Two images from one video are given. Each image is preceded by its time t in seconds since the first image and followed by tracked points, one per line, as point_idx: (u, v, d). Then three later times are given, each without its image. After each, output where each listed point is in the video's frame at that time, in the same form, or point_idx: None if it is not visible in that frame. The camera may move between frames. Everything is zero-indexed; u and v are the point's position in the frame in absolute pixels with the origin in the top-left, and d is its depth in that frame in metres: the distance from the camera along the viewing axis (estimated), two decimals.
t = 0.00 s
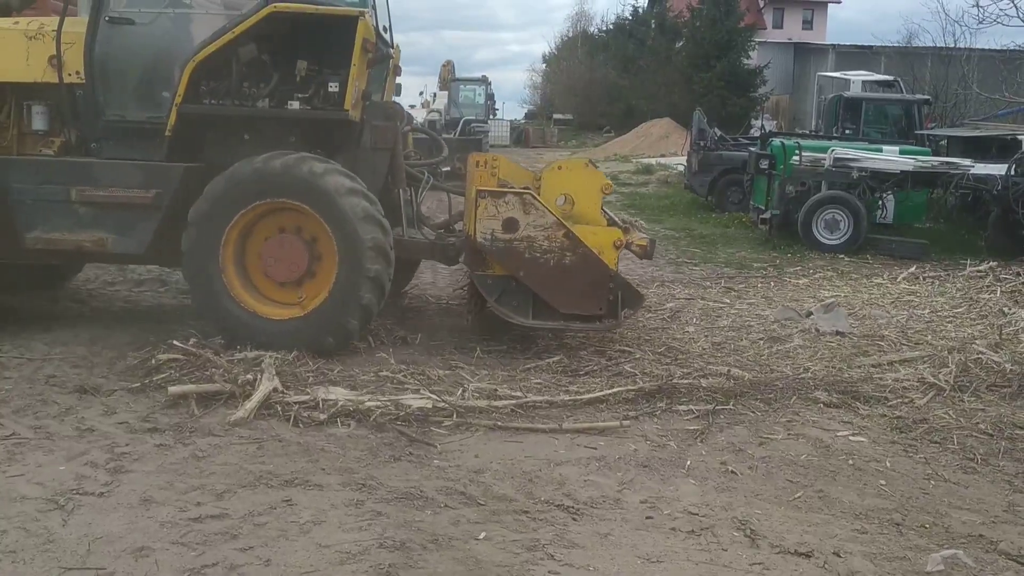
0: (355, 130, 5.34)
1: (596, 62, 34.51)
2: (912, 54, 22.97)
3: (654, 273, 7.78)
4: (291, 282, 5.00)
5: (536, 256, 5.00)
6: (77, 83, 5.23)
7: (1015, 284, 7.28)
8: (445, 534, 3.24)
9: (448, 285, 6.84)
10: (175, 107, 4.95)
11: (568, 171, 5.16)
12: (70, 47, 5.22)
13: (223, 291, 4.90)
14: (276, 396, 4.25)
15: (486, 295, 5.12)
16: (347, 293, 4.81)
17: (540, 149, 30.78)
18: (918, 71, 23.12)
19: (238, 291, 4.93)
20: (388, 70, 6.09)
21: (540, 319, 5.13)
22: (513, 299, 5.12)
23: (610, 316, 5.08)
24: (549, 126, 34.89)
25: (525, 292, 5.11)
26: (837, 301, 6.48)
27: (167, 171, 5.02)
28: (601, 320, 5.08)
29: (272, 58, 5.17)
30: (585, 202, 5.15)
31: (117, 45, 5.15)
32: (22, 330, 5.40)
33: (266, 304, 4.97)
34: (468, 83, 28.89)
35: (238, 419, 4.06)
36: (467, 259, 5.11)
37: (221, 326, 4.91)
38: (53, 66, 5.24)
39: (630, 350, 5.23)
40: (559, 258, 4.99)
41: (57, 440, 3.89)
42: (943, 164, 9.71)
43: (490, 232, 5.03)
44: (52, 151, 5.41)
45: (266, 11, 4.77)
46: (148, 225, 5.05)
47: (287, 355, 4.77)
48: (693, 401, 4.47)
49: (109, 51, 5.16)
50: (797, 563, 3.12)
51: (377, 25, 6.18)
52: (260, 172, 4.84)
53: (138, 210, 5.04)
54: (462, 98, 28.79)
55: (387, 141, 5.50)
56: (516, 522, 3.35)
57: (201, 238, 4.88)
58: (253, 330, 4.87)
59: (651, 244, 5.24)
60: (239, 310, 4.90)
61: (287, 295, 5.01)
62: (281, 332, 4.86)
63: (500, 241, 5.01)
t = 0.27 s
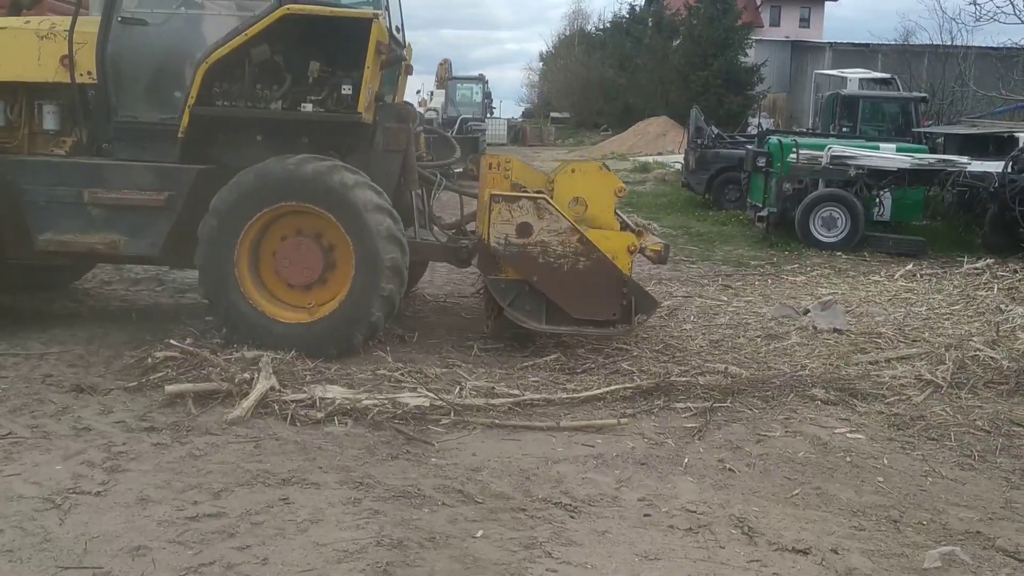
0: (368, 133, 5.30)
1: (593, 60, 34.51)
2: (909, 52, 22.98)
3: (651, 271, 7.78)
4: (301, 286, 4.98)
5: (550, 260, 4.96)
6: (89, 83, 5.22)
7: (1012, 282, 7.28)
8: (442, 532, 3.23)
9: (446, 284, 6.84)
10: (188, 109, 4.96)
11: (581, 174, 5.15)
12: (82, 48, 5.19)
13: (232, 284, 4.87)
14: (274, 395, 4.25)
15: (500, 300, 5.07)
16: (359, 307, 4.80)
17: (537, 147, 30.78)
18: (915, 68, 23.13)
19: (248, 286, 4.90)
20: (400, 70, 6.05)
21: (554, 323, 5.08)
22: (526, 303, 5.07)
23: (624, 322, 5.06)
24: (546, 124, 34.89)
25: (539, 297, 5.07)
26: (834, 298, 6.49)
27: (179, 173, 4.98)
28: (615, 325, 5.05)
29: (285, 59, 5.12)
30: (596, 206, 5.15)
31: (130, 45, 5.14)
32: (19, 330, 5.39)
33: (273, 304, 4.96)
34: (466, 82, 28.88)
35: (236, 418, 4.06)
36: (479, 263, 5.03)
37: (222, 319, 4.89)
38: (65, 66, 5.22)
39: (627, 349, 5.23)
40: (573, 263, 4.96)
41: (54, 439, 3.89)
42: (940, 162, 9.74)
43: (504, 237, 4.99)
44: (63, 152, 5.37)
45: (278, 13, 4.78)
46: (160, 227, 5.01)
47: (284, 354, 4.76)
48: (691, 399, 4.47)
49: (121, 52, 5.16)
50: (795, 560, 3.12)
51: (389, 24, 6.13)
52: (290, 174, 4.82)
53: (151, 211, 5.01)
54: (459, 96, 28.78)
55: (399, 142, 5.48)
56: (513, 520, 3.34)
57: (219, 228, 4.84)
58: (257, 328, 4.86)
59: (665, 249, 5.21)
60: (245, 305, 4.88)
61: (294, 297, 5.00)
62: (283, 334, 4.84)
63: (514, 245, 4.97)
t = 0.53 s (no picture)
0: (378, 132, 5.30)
1: (590, 58, 34.49)
2: (906, 49, 22.99)
3: (648, 269, 7.78)
4: (311, 284, 4.97)
5: (564, 260, 4.95)
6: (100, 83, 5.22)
7: (1009, 278, 7.29)
8: (440, 530, 3.24)
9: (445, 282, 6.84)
10: (200, 109, 4.92)
11: (594, 173, 5.10)
12: (93, 48, 5.22)
13: (243, 272, 4.84)
14: (271, 393, 4.24)
15: (513, 299, 5.07)
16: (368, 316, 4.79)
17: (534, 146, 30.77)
18: (912, 66, 23.14)
19: (260, 277, 4.88)
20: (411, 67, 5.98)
21: (567, 323, 5.07)
22: (538, 303, 5.07)
23: (638, 322, 5.06)
24: (543, 123, 34.88)
25: (552, 297, 5.06)
26: (832, 296, 6.49)
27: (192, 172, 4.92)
28: (628, 324, 5.05)
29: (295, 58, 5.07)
30: (610, 204, 5.11)
31: (141, 45, 5.12)
32: (17, 328, 5.39)
33: (281, 298, 4.94)
34: (463, 80, 28.85)
35: (233, 416, 4.06)
36: (492, 263, 5.05)
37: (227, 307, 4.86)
38: (76, 65, 5.24)
39: (625, 346, 5.23)
40: (586, 263, 4.96)
41: (51, 437, 3.89)
42: (938, 159, 9.74)
43: (518, 236, 4.98)
44: (74, 151, 5.37)
45: (291, 11, 4.73)
46: (172, 228, 4.95)
47: (281, 353, 4.76)
48: (688, 396, 4.47)
49: (132, 52, 5.14)
50: (792, 557, 3.12)
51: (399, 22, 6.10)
52: (323, 176, 4.79)
53: (164, 212, 4.95)
54: (456, 94, 28.76)
55: (411, 142, 5.35)
56: (512, 517, 3.35)
57: (241, 214, 4.81)
58: (263, 321, 4.85)
59: (678, 248, 5.20)
60: (253, 295, 4.86)
61: (304, 295, 4.99)
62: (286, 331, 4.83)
63: (528, 245, 4.97)
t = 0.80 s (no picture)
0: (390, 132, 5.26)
1: (588, 57, 34.48)
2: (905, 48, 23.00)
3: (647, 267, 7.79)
4: (319, 284, 4.95)
5: (578, 261, 4.95)
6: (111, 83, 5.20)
7: (1007, 277, 7.29)
8: (439, 529, 3.24)
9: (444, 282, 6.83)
10: (211, 109, 4.89)
11: (605, 173, 5.08)
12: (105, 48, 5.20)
13: (256, 265, 4.81)
14: (270, 392, 4.24)
15: (527, 300, 5.05)
16: (374, 323, 4.79)
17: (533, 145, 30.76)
18: (910, 64, 23.14)
19: (271, 272, 4.85)
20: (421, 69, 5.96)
21: (581, 324, 5.07)
22: (552, 304, 5.05)
23: (652, 322, 5.06)
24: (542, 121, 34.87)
25: (566, 298, 5.06)
26: (830, 294, 6.49)
27: (204, 172, 4.92)
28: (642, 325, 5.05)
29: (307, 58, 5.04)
30: (622, 205, 5.08)
31: (152, 45, 5.11)
32: (15, 328, 5.38)
33: (289, 295, 4.92)
34: (461, 79, 28.84)
35: (231, 415, 4.05)
36: (505, 264, 5.03)
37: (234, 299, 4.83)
38: (88, 65, 5.23)
39: (624, 345, 5.23)
40: (601, 264, 4.96)
41: (50, 437, 3.88)
42: (935, 157, 9.76)
43: (532, 238, 4.97)
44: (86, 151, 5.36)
45: (305, 12, 4.73)
46: (184, 229, 4.96)
47: (280, 353, 4.76)
48: (687, 395, 4.47)
49: (144, 52, 5.12)
50: (791, 556, 3.13)
51: (410, 21, 6.06)
52: (351, 181, 4.78)
53: (176, 213, 4.95)
54: (455, 93, 28.74)
55: (423, 142, 5.29)
56: (511, 516, 3.35)
57: (261, 207, 4.78)
58: (268, 315, 4.83)
59: (690, 249, 5.13)
60: (263, 289, 4.83)
61: (311, 294, 4.97)
62: (290, 329, 4.82)
63: (542, 246, 4.95)
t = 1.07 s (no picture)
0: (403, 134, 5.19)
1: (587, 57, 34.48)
2: (904, 48, 23.01)
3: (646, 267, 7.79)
4: (329, 284, 4.94)
5: (591, 264, 4.92)
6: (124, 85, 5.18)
7: (1006, 277, 7.29)
8: (438, 529, 3.24)
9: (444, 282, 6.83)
10: (223, 113, 4.93)
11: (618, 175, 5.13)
12: (116, 50, 5.17)
13: (270, 258, 4.79)
14: (269, 392, 4.24)
15: (540, 303, 5.02)
16: (379, 333, 4.79)
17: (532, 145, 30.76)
18: (909, 64, 23.14)
19: (285, 268, 4.84)
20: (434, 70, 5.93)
21: (593, 327, 5.04)
22: (565, 306, 5.03)
23: (664, 325, 5.01)
24: (541, 121, 34.88)
25: (579, 301, 5.03)
26: (829, 294, 6.50)
27: (215, 176, 4.93)
28: (655, 328, 5.02)
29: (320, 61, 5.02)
30: (635, 208, 5.13)
31: (165, 47, 5.07)
32: (15, 328, 5.38)
33: (299, 293, 4.91)
34: (460, 79, 28.83)
35: (230, 416, 4.05)
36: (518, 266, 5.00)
37: (243, 289, 4.82)
38: (100, 67, 5.23)
39: (623, 345, 5.23)
40: (614, 267, 4.93)
41: (49, 437, 3.88)
42: (934, 157, 9.75)
43: (545, 241, 4.93)
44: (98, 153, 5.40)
45: (319, 14, 4.74)
46: (196, 232, 4.99)
47: (279, 353, 4.75)
48: (686, 395, 4.47)
49: (156, 54, 5.09)
50: (790, 556, 3.13)
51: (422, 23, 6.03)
52: (376, 188, 4.76)
53: (188, 216, 4.97)
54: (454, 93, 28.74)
55: (435, 144, 5.28)
56: (510, 516, 3.35)
57: (284, 201, 4.76)
58: (275, 311, 4.82)
59: (704, 252, 5.13)
60: (274, 283, 4.81)
61: (320, 293, 4.96)
62: (294, 327, 4.81)
63: (555, 249, 4.92)
